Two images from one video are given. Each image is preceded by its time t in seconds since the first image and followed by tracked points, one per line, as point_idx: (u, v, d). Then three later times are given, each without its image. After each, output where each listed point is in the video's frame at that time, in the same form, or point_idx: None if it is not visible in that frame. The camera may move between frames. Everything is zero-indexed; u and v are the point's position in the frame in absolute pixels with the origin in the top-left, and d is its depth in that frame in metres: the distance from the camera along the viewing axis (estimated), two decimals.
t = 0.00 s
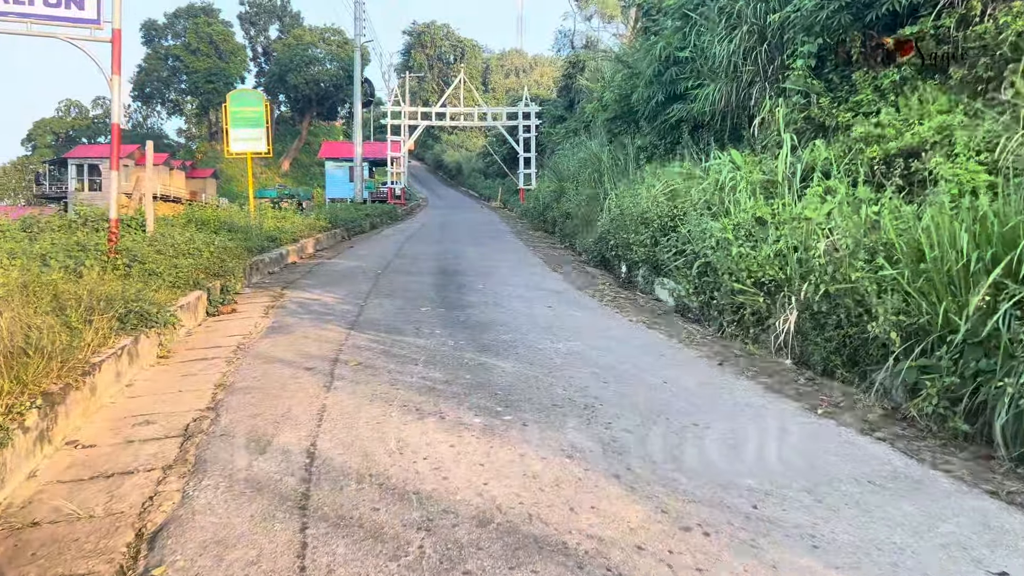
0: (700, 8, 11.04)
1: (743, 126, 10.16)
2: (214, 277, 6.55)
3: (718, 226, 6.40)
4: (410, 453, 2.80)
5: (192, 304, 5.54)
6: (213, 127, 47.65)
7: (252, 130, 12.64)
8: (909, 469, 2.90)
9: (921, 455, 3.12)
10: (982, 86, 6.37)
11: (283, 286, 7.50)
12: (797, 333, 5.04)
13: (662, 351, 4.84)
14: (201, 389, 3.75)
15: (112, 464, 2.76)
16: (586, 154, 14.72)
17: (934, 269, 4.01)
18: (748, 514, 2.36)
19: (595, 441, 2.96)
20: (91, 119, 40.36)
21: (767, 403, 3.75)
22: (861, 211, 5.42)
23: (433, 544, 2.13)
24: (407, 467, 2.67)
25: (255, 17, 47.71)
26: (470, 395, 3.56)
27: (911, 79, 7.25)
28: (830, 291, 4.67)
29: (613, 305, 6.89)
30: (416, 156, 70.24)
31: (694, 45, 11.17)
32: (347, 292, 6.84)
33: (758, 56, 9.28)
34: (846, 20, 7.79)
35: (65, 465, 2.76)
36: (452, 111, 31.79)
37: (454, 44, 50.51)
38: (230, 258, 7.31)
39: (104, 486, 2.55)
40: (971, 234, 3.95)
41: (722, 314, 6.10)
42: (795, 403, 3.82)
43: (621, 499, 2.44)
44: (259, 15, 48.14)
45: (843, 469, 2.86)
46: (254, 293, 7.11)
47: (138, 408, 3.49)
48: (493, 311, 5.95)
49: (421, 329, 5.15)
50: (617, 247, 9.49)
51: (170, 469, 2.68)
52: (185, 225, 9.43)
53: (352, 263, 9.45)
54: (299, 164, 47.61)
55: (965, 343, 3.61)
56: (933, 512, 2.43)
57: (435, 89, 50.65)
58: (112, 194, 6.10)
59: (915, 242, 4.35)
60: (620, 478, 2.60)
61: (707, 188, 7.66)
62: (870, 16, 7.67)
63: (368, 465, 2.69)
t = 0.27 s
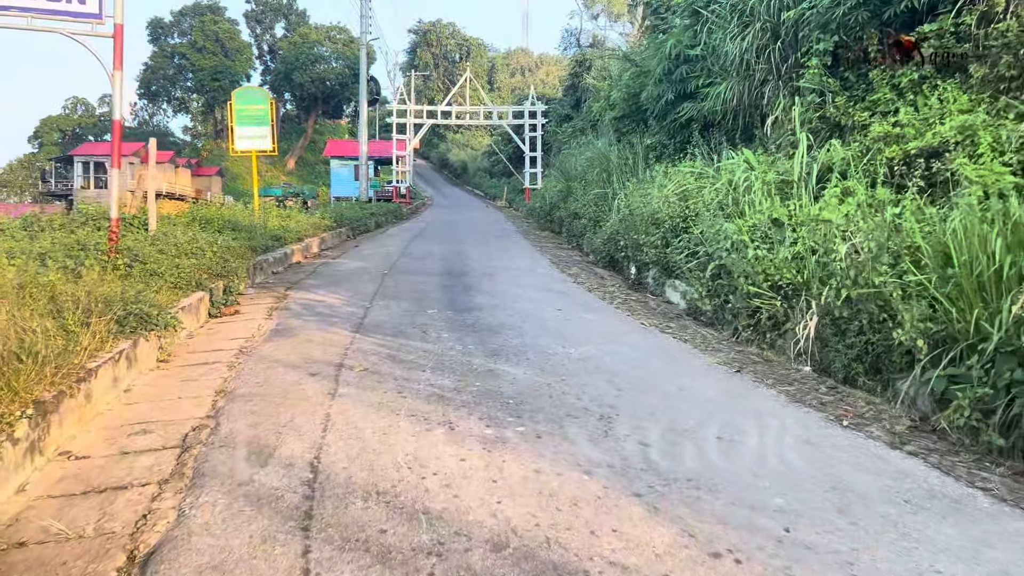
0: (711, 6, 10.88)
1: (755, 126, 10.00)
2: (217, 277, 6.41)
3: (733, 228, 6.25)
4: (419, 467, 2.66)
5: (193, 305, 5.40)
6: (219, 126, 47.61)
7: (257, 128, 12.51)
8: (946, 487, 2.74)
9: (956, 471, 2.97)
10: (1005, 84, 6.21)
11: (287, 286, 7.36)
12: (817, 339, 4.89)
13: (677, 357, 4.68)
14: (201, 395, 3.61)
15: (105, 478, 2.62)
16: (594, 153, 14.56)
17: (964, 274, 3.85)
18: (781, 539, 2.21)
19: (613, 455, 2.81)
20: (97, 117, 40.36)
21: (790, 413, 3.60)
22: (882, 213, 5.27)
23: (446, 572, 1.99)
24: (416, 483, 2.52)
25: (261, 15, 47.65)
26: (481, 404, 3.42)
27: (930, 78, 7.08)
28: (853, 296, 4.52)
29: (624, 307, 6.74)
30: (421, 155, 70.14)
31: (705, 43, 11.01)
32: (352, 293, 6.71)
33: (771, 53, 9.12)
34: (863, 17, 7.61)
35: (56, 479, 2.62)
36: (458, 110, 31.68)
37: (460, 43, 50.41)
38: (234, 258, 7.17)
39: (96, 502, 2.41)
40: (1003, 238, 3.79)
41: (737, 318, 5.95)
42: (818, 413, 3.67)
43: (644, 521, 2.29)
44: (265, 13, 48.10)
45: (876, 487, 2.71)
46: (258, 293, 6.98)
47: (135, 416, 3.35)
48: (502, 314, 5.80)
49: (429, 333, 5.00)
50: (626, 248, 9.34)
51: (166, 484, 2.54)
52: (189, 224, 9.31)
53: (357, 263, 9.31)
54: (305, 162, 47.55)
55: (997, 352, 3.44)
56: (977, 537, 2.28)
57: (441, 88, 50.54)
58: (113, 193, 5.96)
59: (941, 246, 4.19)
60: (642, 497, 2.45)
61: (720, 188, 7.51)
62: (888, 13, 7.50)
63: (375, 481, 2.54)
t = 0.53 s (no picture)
0: (719, 8, 10.71)
1: (764, 129, 9.86)
2: (216, 280, 6.28)
3: (745, 233, 6.12)
4: (426, 484, 2.52)
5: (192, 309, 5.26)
6: (221, 126, 47.53)
7: (259, 128, 12.39)
8: (980, 509, 2.61)
9: (988, 492, 2.83)
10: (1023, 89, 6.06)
11: (288, 289, 7.23)
12: (833, 349, 4.75)
13: (689, 366, 4.54)
14: (197, 404, 3.47)
15: (95, 494, 2.48)
16: (598, 155, 14.43)
17: (988, 284, 3.72)
18: (812, 569, 2.07)
19: (629, 474, 2.67)
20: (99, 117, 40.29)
21: (810, 427, 3.46)
22: (899, 219, 5.12)
23: None
24: (423, 502, 2.39)
25: (264, 16, 47.59)
26: (489, 415, 3.28)
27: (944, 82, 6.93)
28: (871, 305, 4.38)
29: (631, 313, 6.60)
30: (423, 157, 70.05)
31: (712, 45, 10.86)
32: (354, 297, 6.57)
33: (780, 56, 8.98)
34: (876, 19, 7.39)
35: (42, 495, 2.48)
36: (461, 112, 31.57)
37: (463, 45, 50.33)
38: (233, 260, 7.04)
39: (83, 522, 2.28)
40: None
41: (749, 325, 5.82)
42: (839, 427, 3.52)
43: (666, 547, 2.15)
44: (268, 14, 48.04)
45: (907, 509, 2.57)
46: (258, 296, 6.84)
47: (128, 426, 3.21)
48: (508, 319, 5.66)
49: (433, 339, 4.87)
50: (632, 252, 9.20)
51: (158, 501, 2.41)
52: (189, 225, 9.18)
53: (359, 266, 9.19)
54: (306, 164, 47.45)
55: None
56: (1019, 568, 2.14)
57: (444, 90, 50.45)
58: (110, 193, 5.82)
59: (964, 254, 4.05)
60: (662, 521, 2.32)
61: (729, 193, 7.37)
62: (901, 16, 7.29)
63: (379, 499, 2.41)
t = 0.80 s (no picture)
0: (722, 15, 10.63)
1: (767, 137, 9.75)
2: (212, 289, 6.14)
3: (752, 244, 6.00)
4: (430, 512, 2.39)
5: (186, 319, 5.13)
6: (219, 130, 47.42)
7: (256, 132, 12.27)
8: (1011, 539, 2.48)
9: (1017, 518, 2.70)
10: None
11: (285, 297, 7.10)
12: (845, 364, 4.62)
13: (698, 381, 4.42)
14: (190, 421, 3.34)
15: (78, 522, 2.35)
16: (599, 163, 14.33)
17: (1008, 300, 3.59)
18: None
19: (643, 501, 2.54)
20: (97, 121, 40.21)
21: (827, 448, 3.32)
22: (911, 231, 5.00)
23: None
24: (427, 533, 2.26)
25: (263, 21, 47.52)
26: (495, 435, 3.15)
27: (952, 91, 6.82)
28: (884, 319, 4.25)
29: (636, 324, 6.49)
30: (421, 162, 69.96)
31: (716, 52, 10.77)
32: (353, 306, 6.44)
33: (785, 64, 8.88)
34: (883, 28, 7.28)
35: (23, 523, 2.35)
36: (459, 118, 31.50)
37: (461, 51, 50.31)
38: (230, 268, 6.91)
39: (65, 553, 2.15)
40: None
41: (756, 338, 5.69)
42: (857, 447, 3.39)
43: None
44: (267, 18, 48.00)
45: (936, 540, 2.44)
46: (254, 305, 6.71)
47: (116, 445, 3.07)
48: (510, 331, 5.54)
49: (434, 351, 4.74)
50: (634, 261, 9.09)
51: (146, 531, 2.27)
52: (184, 232, 9.04)
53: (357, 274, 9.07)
54: (304, 168, 47.36)
55: None
56: None
57: (442, 95, 50.39)
58: (104, 199, 5.68)
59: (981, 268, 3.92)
60: (680, 554, 2.20)
61: (735, 202, 7.26)
62: (909, 24, 7.19)
63: (381, 529, 2.28)
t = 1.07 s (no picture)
0: (723, 19, 10.54)
1: (769, 142, 9.65)
2: (204, 294, 6.00)
3: (756, 250, 5.88)
4: (432, 534, 2.25)
5: (178, 325, 4.98)
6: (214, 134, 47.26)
7: (251, 136, 12.14)
8: None
9: None
10: None
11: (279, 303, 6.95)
12: (856, 374, 4.49)
13: (705, 391, 4.29)
14: (179, 433, 3.20)
15: (57, 544, 2.21)
16: (597, 167, 14.22)
17: None
18: None
19: (656, 521, 2.41)
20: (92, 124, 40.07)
21: (843, 462, 3.19)
22: (922, 237, 4.88)
23: None
24: (429, 556, 2.12)
25: (259, 25, 47.43)
26: (498, 449, 3.01)
27: (959, 95, 6.73)
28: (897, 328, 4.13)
29: (638, 332, 6.36)
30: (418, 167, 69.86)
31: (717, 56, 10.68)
32: (349, 313, 6.30)
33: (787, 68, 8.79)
34: (889, 31, 7.19)
35: None
36: (456, 122, 31.41)
37: (458, 56, 50.26)
38: (223, 273, 6.76)
39: None
40: None
41: (762, 346, 5.57)
42: (874, 462, 3.26)
43: None
44: (264, 23, 47.90)
45: (965, 563, 2.31)
46: (248, 311, 6.56)
47: (101, 458, 2.93)
48: (510, 338, 5.40)
49: (433, 360, 4.60)
50: (635, 267, 8.97)
51: (129, 554, 2.13)
52: (178, 236, 8.90)
53: (353, 279, 8.92)
54: (300, 173, 47.22)
55: None
56: None
57: (439, 100, 50.32)
58: (94, 201, 5.54)
59: (998, 276, 3.81)
60: None
61: (738, 208, 7.15)
62: (915, 28, 7.10)
63: (379, 552, 2.14)
